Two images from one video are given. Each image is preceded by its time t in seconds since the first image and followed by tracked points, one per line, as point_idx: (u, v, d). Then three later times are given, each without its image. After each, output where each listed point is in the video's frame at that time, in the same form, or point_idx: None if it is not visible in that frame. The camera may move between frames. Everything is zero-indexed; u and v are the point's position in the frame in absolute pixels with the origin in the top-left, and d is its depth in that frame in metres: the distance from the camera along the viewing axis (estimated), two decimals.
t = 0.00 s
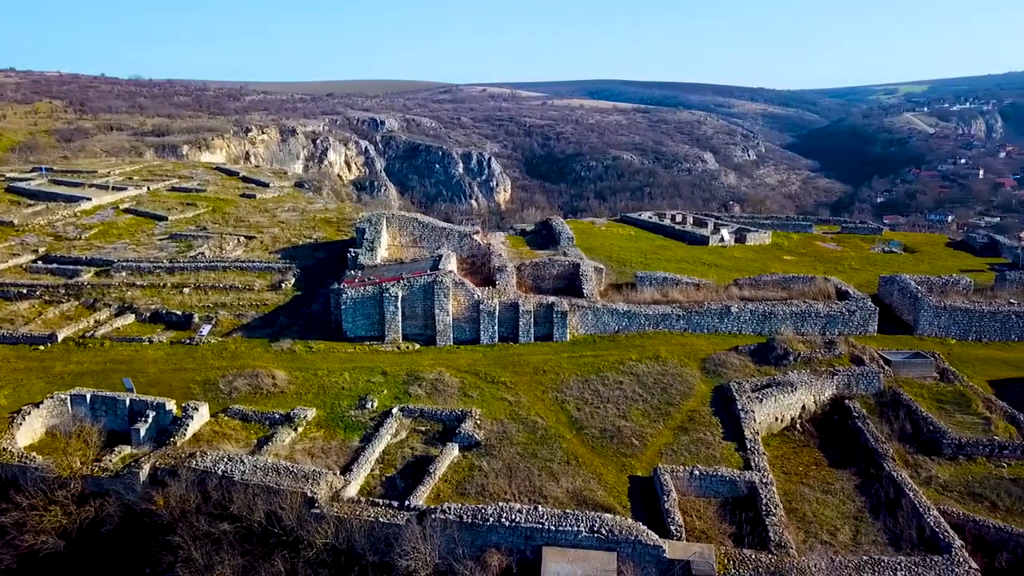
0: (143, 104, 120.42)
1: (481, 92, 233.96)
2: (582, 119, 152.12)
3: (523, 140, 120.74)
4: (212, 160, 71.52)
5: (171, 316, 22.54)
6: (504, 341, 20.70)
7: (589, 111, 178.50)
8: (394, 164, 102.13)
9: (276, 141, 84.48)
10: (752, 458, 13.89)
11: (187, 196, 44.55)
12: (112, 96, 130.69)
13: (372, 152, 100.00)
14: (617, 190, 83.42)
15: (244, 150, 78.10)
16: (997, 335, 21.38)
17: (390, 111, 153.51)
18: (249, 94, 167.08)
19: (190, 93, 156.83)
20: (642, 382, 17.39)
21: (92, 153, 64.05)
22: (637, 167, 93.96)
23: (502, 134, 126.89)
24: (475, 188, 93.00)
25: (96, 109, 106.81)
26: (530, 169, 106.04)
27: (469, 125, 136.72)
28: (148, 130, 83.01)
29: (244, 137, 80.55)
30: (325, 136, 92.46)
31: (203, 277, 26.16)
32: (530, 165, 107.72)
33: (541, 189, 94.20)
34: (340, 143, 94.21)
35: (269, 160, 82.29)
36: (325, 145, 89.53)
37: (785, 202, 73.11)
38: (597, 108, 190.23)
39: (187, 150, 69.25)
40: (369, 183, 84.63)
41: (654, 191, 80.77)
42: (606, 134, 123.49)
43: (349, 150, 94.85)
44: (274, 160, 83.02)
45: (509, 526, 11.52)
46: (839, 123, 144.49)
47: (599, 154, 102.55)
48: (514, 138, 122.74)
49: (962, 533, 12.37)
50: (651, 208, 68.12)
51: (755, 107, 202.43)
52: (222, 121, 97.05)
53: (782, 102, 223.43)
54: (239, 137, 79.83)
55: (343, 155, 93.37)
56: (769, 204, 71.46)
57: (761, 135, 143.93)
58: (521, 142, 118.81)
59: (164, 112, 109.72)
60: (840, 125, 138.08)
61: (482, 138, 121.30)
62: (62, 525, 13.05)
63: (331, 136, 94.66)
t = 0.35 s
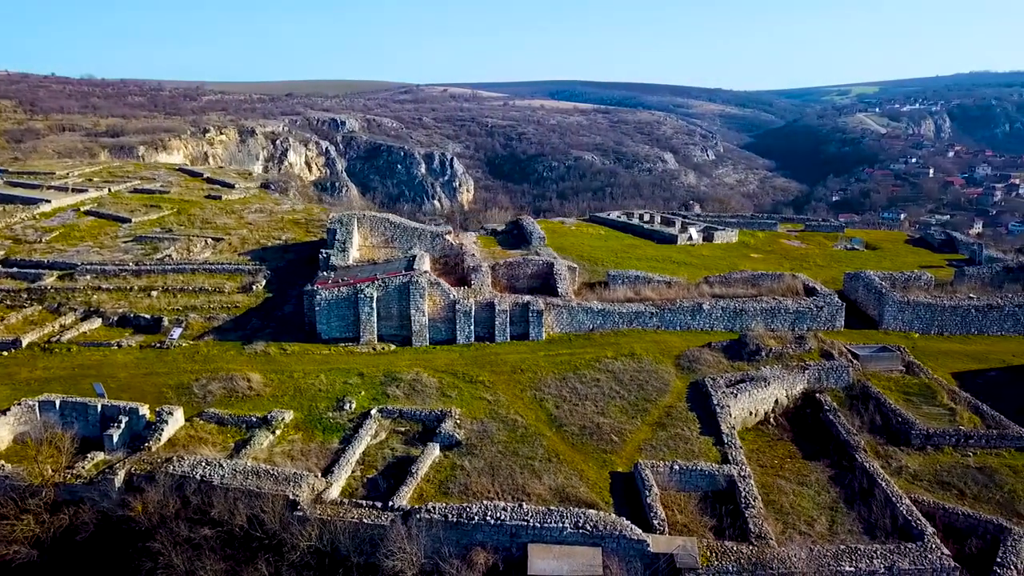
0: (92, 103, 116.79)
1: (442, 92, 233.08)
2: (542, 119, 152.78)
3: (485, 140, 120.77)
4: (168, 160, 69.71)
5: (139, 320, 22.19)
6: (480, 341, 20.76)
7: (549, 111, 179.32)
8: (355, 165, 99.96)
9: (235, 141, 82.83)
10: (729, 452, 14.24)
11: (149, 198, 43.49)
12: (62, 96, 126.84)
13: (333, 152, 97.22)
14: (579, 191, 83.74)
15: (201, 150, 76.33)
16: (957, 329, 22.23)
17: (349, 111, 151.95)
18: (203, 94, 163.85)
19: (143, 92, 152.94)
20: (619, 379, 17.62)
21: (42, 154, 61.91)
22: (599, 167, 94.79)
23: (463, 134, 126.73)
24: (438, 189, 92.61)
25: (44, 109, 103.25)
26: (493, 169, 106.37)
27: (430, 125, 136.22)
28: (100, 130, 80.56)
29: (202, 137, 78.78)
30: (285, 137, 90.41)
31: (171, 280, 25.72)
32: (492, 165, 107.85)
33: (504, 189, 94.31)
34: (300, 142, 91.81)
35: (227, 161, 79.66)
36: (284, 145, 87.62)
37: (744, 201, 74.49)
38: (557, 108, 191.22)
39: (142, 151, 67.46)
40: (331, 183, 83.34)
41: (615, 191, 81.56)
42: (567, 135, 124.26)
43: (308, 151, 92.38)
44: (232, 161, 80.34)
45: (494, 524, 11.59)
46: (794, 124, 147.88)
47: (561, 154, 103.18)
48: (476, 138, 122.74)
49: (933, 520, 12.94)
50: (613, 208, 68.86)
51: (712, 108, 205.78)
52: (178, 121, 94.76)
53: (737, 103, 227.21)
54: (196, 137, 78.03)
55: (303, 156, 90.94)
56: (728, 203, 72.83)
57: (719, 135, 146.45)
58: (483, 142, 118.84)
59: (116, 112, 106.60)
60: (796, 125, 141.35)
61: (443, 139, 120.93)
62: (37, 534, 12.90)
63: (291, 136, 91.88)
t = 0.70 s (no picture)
0: (81, 104, 116.16)
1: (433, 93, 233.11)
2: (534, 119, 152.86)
3: (477, 141, 120.80)
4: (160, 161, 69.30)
5: (143, 320, 22.18)
6: (485, 340, 20.80)
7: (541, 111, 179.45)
8: (347, 166, 98.96)
9: (227, 141, 82.46)
10: (736, 450, 14.34)
11: (147, 198, 43.34)
12: (52, 96, 126.18)
13: (325, 153, 96.23)
14: (572, 192, 83.66)
15: (193, 151, 76.11)
16: (958, 328, 22.39)
17: (340, 111, 151.72)
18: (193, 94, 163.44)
19: (132, 93, 152.12)
20: (625, 378, 17.67)
21: (33, 155, 61.50)
22: (591, 168, 94.92)
23: (455, 135, 126.73)
24: (430, 189, 92.60)
25: (35, 110, 102.71)
26: (485, 169, 106.44)
27: (421, 126, 136.18)
28: (91, 131, 80.07)
29: (194, 138, 78.47)
30: (277, 138, 90.14)
31: (174, 280, 25.70)
32: (484, 166, 107.91)
33: (496, 190, 94.36)
34: (291, 143, 91.29)
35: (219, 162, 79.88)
36: (276, 146, 87.19)
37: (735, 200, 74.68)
38: (548, 108, 191.38)
39: (134, 151, 67.15)
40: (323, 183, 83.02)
41: (608, 191, 81.67)
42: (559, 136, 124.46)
43: (300, 151, 91.99)
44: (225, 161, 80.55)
45: (507, 522, 11.63)
46: (785, 124, 148.50)
47: (553, 154, 103.31)
48: (468, 138, 122.78)
49: (941, 516, 13.06)
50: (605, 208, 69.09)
51: (703, 109, 206.41)
52: (170, 122, 94.37)
53: (727, 103, 227.99)
54: (188, 138, 77.72)
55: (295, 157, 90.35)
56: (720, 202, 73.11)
57: (710, 136, 146.77)
58: (475, 143, 118.90)
59: (106, 113, 106.01)
60: (787, 126, 141.98)
61: (435, 139, 120.95)
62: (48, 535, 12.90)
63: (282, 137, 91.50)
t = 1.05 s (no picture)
0: (78, 105, 116.01)
1: (429, 94, 233.23)
2: (530, 120, 152.91)
3: (473, 141, 120.85)
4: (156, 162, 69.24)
5: (150, 320, 22.23)
6: (494, 341, 20.84)
7: (538, 112, 179.64)
8: (344, 167, 98.85)
9: (224, 142, 82.38)
10: (749, 449, 14.39)
11: (150, 199, 43.37)
12: (48, 97, 125.96)
13: (322, 154, 95.21)
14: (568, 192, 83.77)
15: (190, 151, 76.08)
16: (963, 327, 22.44)
17: (337, 112, 151.76)
18: (189, 95, 163.50)
19: (127, 94, 151.96)
20: (636, 377, 17.73)
21: (30, 155, 61.40)
22: (587, 169, 95.01)
23: (452, 135, 126.78)
24: (427, 190, 92.60)
25: (31, 110, 102.61)
26: (482, 171, 106.48)
27: (418, 127, 136.21)
28: (87, 132, 79.95)
29: (190, 138, 78.43)
30: (274, 138, 89.62)
31: (181, 280, 25.75)
32: (481, 167, 107.98)
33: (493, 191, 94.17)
34: (288, 144, 91.09)
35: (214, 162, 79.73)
36: (273, 147, 86.36)
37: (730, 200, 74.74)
38: (545, 109, 191.47)
39: (131, 152, 67.08)
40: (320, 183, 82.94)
41: (604, 192, 81.72)
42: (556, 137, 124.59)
43: (297, 152, 90.84)
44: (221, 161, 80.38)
45: (523, 521, 11.67)
46: (782, 124, 148.60)
47: (550, 155, 103.36)
48: (464, 139, 122.86)
49: (954, 515, 13.10)
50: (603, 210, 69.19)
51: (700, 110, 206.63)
52: (167, 123, 94.22)
53: (723, 104, 228.33)
54: (184, 139, 77.68)
55: (291, 158, 89.25)
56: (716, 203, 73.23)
57: (707, 137, 146.81)
58: (472, 144, 118.98)
59: (103, 114, 105.86)
60: (783, 126, 142.19)
61: (432, 140, 121.01)
62: (64, 536, 12.93)
63: (279, 138, 91.17)
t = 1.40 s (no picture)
0: (71, 105, 115.68)
1: (423, 95, 233.26)
2: (525, 121, 152.96)
3: (468, 142, 120.85)
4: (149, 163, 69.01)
5: (156, 321, 22.23)
6: (501, 341, 20.86)
7: (532, 112, 179.79)
8: (339, 167, 98.51)
9: (219, 143, 82.17)
10: (760, 448, 14.44)
11: (150, 200, 43.31)
12: (40, 98, 125.41)
13: (316, 155, 94.91)
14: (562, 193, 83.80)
15: (184, 152, 75.96)
16: (967, 327, 22.53)
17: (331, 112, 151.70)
18: (182, 96, 163.30)
19: (119, 94, 151.70)
20: (645, 377, 17.77)
21: (24, 156, 61.18)
22: (582, 169, 95.10)
23: (447, 136, 126.79)
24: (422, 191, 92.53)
25: (24, 110, 102.28)
26: (476, 172, 106.47)
27: (412, 127, 136.17)
28: (82, 133, 79.70)
29: (184, 139, 78.25)
30: (268, 139, 89.45)
31: (186, 281, 25.72)
32: (476, 168, 107.97)
33: (487, 193, 93.49)
34: (284, 144, 90.93)
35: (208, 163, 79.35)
36: (267, 148, 85.97)
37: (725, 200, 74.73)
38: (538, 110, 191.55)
39: (125, 153, 66.90)
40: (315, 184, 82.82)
41: (599, 193, 81.68)
42: (551, 137, 124.68)
43: (291, 153, 90.30)
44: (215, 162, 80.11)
45: (539, 521, 11.71)
46: (776, 125, 148.87)
47: (545, 156, 103.39)
48: (459, 140, 122.91)
49: (965, 513, 13.15)
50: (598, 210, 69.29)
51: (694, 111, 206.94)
52: (162, 123, 93.98)
53: (717, 105, 228.73)
54: (178, 139, 77.52)
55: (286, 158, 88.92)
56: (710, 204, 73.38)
57: (701, 138, 146.82)
58: (466, 145, 119.01)
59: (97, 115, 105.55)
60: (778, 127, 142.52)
61: (427, 141, 121.01)
62: (76, 538, 12.89)
63: (274, 138, 91.01)
